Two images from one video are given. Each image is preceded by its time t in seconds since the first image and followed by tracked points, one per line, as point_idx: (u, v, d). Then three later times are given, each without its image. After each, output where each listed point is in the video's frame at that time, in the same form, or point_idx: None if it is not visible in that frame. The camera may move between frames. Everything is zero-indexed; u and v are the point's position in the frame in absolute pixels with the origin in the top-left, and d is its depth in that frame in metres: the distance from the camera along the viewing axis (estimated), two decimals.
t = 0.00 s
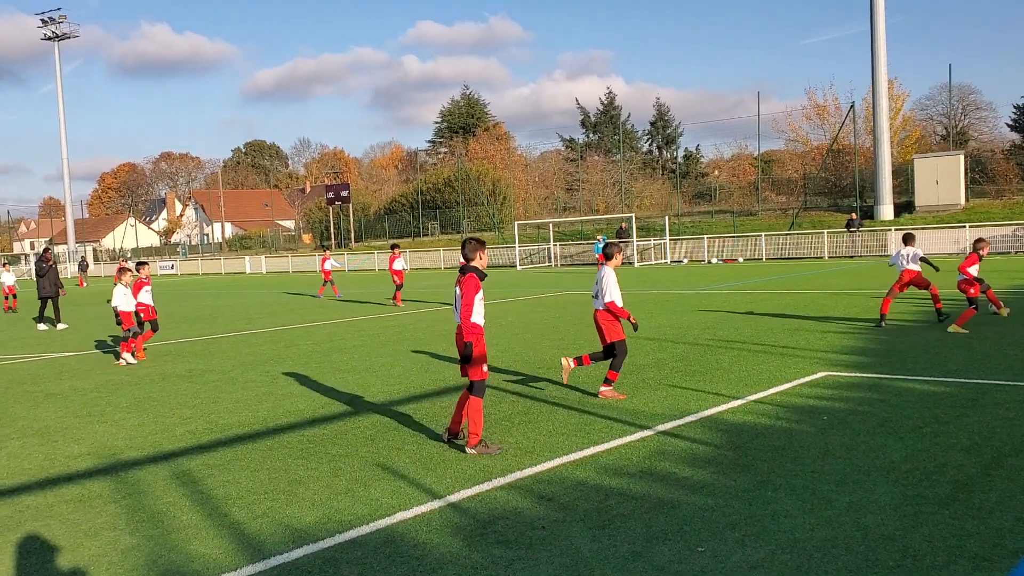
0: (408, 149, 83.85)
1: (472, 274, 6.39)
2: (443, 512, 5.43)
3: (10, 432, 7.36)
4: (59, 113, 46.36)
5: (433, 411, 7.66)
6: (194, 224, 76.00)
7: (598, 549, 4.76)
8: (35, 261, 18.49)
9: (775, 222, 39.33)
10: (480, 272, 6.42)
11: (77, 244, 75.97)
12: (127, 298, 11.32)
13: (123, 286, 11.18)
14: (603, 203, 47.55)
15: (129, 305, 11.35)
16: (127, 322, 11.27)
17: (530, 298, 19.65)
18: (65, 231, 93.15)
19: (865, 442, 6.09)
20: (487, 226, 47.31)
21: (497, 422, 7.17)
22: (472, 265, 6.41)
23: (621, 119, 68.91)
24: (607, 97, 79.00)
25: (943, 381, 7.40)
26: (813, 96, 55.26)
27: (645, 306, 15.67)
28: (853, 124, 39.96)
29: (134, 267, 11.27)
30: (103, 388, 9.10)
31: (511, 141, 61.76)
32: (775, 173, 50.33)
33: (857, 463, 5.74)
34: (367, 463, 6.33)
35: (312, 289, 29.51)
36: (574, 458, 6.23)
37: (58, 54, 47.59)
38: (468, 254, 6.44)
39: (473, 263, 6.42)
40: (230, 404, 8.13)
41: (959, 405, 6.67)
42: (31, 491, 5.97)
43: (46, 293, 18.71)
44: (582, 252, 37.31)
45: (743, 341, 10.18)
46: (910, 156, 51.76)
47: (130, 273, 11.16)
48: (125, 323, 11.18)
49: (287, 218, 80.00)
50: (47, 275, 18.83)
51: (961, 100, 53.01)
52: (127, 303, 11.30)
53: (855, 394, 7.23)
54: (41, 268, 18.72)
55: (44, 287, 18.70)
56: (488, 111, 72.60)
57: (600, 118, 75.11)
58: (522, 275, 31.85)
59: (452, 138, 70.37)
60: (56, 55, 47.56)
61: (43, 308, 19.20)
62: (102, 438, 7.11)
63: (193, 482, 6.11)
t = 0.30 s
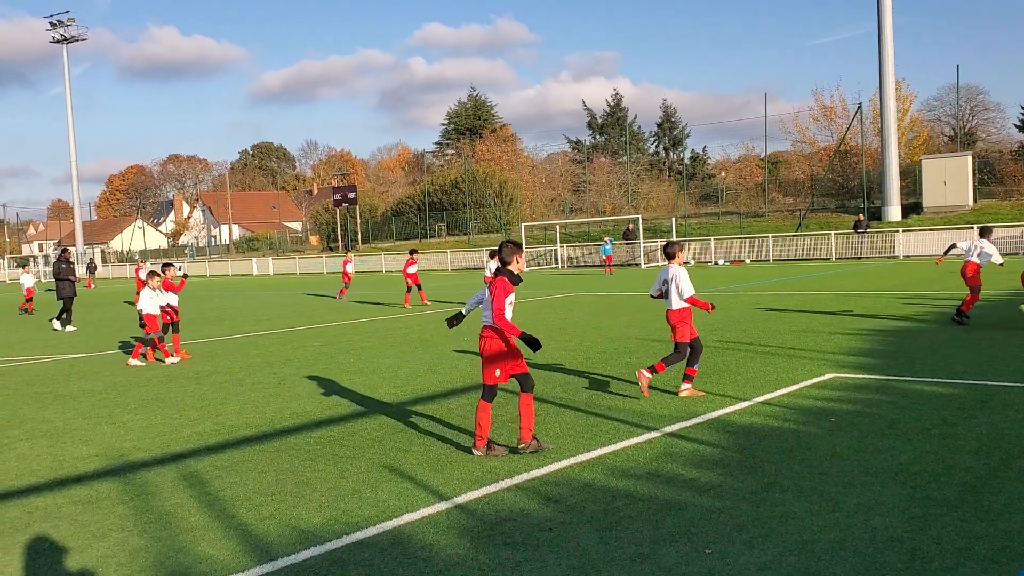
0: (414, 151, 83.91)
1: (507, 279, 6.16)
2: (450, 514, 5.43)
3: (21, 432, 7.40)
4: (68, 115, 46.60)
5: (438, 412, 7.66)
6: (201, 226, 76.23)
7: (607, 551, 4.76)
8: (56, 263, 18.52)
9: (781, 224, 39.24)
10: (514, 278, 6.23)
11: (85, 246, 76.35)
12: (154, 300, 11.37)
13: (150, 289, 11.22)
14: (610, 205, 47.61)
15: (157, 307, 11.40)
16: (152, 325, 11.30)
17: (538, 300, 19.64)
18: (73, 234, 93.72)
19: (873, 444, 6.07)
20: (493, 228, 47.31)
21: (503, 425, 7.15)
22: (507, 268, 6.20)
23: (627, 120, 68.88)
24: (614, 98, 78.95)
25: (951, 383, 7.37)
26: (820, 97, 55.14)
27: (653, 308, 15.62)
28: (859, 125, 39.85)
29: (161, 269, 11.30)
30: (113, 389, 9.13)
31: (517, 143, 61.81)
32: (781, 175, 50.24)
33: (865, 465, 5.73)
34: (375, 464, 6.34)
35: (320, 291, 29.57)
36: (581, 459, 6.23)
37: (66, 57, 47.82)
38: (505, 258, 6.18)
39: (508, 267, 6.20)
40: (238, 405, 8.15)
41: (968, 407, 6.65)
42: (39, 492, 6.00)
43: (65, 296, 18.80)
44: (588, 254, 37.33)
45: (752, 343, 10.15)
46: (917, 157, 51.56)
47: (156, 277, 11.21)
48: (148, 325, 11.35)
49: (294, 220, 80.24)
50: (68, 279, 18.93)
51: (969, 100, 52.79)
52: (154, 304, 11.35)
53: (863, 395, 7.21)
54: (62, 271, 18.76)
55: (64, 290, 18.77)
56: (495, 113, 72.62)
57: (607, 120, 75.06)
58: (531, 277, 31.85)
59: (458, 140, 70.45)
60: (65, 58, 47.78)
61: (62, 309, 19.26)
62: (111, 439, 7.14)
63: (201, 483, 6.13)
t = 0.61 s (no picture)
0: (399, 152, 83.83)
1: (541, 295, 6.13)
2: (436, 516, 5.43)
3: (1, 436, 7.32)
4: (51, 116, 46.19)
5: (425, 414, 7.65)
6: (185, 227, 75.83)
7: (592, 552, 4.77)
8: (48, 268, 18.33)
9: (765, 225, 39.44)
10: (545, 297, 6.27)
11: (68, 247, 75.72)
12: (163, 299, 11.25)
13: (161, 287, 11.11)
14: (595, 206, 47.76)
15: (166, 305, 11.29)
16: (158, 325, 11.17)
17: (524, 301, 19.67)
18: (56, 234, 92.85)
19: (857, 444, 6.10)
20: (479, 229, 47.31)
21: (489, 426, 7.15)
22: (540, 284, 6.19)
23: (612, 122, 69.03)
24: (599, 100, 79.11)
25: (933, 383, 7.43)
26: (804, 98, 55.42)
27: (637, 309, 15.68)
28: (843, 127, 40.06)
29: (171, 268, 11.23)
30: (94, 391, 9.07)
31: (503, 144, 61.88)
32: (766, 176, 50.46)
33: (849, 466, 5.75)
34: (361, 466, 6.32)
35: (304, 293, 29.44)
36: (567, 460, 6.24)
37: (49, 57, 47.40)
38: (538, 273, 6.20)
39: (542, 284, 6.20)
40: (222, 408, 8.11)
41: (951, 407, 6.70)
42: (22, 496, 5.95)
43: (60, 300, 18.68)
44: (573, 255, 37.39)
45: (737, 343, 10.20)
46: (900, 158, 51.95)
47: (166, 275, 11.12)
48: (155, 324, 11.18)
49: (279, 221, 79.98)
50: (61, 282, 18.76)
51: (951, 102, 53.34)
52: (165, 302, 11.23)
53: (847, 396, 7.26)
54: (55, 275, 18.59)
55: (58, 294, 18.60)
56: (481, 114, 72.64)
57: (592, 121, 75.22)
58: (516, 278, 31.84)
59: (445, 141, 70.45)
60: (47, 58, 47.37)
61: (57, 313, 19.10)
62: (94, 442, 7.09)
63: (186, 486, 6.10)
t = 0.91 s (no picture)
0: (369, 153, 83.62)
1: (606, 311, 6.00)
2: (406, 519, 5.41)
3: None
4: (14, 116, 45.35)
5: (396, 416, 7.63)
6: (152, 228, 74.92)
7: (562, 553, 4.78)
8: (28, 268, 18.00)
9: (732, 227, 39.85)
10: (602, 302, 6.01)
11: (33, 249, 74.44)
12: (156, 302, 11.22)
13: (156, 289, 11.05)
14: (565, 208, 48.05)
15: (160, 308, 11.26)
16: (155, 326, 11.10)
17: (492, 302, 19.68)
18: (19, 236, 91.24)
19: (823, 443, 6.17)
20: (450, 230, 47.27)
21: (460, 428, 7.16)
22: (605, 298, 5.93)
23: (582, 124, 69.42)
24: (569, 103, 79.53)
25: (898, 382, 7.54)
26: (771, 102, 56.08)
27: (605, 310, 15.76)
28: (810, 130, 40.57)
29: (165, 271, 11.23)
30: (57, 395, 8.93)
31: (473, 146, 61.92)
32: (733, 179, 50.96)
33: (815, 464, 5.82)
34: (331, 469, 6.29)
35: (270, 295, 29.19)
36: (538, 461, 6.25)
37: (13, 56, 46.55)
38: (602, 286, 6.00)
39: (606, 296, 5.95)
40: (189, 411, 8.03)
41: (915, 406, 6.81)
42: None
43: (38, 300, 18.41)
44: (543, 257, 37.47)
45: (707, 344, 10.28)
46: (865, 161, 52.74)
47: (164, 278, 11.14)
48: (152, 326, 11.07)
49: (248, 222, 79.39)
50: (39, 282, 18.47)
51: (914, 106, 54.38)
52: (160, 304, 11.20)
53: (814, 395, 7.34)
54: (34, 276, 18.28)
55: (37, 294, 18.30)
56: (451, 115, 72.69)
57: (562, 124, 75.56)
58: (486, 280, 31.86)
59: (414, 142, 70.41)
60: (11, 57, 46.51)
61: (35, 314, 18.76)
62: (59, 446, 6.99)
63: (154, 490, 6.03)
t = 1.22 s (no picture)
0: (331, 153, 83.36)
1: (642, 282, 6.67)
2: (370, 521, 5.37)
3: None
4: None
5: (359, 417, 7.61)
6: (110, 229, 73.79)
7: (525, 553, 4.77)
8: None
9: (691, 228, 40.34)
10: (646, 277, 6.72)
11: None
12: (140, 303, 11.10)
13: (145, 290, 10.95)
14: (528, 209, 48.47)
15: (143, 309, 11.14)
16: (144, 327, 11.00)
17: (454, 304, 19.67)
18: None
19: (782, 442, 6.25)
20: (413, 231, 47.26)
21: (424, 428, 7.16)
22: (657, 279, 6.77)
23: (545, 127, 69.77)
24: (531, 105, 80.02)
25: (856, 382, 7.66)
26: (730, 105, 56.82)
27: (566, 311, 15.85)
28: (768, 133, 41.05)
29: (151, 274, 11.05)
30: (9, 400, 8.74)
31: (436, 147, 62.09)
32: (693, 181, 51.46)
33: (774, 463, 5.88)
34: (293, 472, 6.25)
35: (228, 296, 28.89)
36: (500, 461, 6.26)
37: None
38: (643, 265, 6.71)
39: (654, 278, 6.79)
40: (148, 414, 7.93)
41: (871, 405, 6.92)
42: None
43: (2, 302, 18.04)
44: (505, 258, 37.59)
45: (667, 345, 10.37)
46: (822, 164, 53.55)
47: (152, 279, 11.07)
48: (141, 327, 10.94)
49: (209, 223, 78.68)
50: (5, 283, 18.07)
51: (869, 110, 55.66)
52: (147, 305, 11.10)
53: (773, 395, 7.44)
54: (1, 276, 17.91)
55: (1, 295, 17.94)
56: (414, 117, 72.67)
57: (524, 126, 75.90)
58: (448, 282, 31.85)
59: (377, 143, 70.29)
60: None
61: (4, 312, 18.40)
62: (13, 451, 6.86)
63: (113, 495, 5.94)
